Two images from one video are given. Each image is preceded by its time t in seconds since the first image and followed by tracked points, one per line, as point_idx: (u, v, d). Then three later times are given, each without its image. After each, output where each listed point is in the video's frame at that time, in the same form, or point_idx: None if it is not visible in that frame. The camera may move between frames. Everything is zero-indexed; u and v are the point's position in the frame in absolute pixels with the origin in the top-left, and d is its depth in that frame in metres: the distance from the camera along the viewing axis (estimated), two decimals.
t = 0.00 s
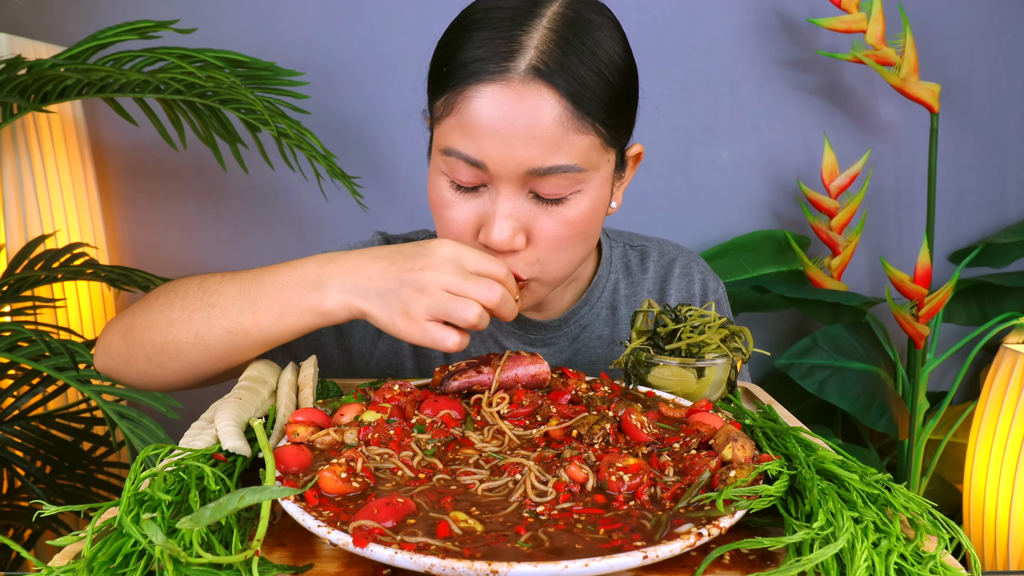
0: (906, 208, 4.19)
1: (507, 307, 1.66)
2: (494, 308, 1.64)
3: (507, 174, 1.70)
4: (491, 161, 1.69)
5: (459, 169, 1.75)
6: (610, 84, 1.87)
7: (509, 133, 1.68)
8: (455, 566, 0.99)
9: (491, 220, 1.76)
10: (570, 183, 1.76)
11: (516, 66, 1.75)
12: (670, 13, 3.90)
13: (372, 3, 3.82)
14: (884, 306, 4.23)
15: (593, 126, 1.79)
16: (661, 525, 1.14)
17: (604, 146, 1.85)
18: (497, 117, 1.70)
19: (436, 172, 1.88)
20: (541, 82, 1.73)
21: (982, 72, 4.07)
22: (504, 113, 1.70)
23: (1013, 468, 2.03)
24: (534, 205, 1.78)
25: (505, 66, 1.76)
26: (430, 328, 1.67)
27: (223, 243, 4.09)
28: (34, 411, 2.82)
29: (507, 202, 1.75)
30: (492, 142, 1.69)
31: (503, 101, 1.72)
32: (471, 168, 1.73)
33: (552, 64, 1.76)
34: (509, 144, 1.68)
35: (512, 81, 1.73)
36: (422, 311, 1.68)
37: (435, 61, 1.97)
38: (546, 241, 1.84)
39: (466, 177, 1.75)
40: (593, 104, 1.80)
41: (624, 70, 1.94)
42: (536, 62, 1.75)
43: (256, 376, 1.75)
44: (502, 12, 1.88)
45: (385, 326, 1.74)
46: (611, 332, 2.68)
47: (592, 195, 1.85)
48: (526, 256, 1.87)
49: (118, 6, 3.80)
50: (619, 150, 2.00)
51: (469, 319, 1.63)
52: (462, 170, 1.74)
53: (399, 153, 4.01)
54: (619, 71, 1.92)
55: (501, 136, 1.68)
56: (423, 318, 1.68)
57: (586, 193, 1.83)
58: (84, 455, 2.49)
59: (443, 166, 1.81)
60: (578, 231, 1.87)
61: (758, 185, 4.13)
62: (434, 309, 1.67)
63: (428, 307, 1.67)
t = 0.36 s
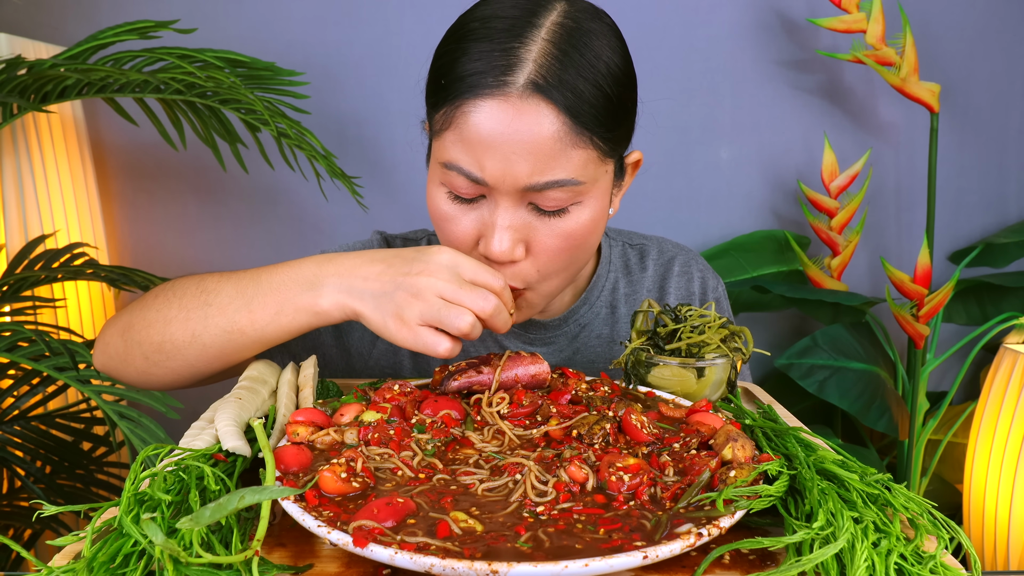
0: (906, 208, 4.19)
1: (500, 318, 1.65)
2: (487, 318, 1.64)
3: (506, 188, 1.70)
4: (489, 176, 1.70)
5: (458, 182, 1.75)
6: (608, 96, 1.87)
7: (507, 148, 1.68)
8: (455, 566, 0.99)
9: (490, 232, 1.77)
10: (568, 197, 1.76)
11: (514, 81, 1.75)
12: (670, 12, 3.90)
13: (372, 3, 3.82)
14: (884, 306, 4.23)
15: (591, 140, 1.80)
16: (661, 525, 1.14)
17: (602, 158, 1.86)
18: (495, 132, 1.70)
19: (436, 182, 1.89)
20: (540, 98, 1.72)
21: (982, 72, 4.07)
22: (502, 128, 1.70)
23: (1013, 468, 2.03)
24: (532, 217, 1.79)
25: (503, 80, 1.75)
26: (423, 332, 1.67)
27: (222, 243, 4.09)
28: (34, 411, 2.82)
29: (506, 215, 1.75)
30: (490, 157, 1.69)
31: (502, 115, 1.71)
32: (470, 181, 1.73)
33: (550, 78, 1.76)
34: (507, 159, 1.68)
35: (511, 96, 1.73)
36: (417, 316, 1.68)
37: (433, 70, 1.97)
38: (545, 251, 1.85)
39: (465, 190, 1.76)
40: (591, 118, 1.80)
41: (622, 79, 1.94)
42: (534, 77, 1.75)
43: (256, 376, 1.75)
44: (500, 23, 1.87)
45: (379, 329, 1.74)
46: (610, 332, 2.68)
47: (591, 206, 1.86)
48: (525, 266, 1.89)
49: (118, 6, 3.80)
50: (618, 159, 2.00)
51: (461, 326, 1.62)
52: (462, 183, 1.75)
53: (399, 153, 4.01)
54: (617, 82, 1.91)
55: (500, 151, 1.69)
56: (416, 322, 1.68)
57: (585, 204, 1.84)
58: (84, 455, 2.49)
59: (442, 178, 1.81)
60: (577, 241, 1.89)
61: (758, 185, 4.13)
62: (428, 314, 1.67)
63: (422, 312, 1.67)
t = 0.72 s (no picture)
0: (906, 208, 4.20)
1: (498, 318, 1.66)
2: (485, 318, 1.64)
3: (511, 188, 1.70)
4: (495, 175, 1.70)
5: (462, 181, 1.75)
6: (612, 96, 1.87)
7: (513, 148, 1.69)
8: (455, 566, 0.99)
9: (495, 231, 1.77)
10: (573, 196, 1.77)
11: (518, 82, 1.75)
12: (670, 12, 3.90)
13: (372, 3, 3.82)
14: (884, 306, 4.23)
15: (596, 139, 1.80)
16: (661, 525, 1.15)
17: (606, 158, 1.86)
18: (501, 132, 1.70)
19: (439, 182, 1.89)
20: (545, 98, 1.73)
21: (982, 72, 4.07)
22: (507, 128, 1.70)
23: (1012, 468, 2.03)
24: (536, 217, 1.79)
25: (507, 81, 1.75)
26: (420, 332, 1.67)
27: (222, 243, 4.09)
28: (34, 411, 2.82)
29: (511, 214, 1.75)
30: (495, 157, 1.70)
31: (507, 116, 1.71)
32: (475, 181, 1.73)
33: (555, 79, 1.76)
34: (513, 159, 1.68)
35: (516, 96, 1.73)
36: (415, 315, 1.68)
37: (436, 72, 1.97)
38: (549, 249, 1.86)
39: (469, 190, 1.76)
40: (596, 118, 1.80)
41: (625, 80, 1.93)
42: (539, 77, 1.75)
43: (256, 376, 1.75)
44: (504, 23, 1.86)
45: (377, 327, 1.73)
46: (611, 330, 2.68)
47: (595, 206, 1.87)
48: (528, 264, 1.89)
49: (118, 6, 3.80)
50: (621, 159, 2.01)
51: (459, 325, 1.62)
52: (466, 183, 1.75)
53: (399, 153, 4.01)
54: (620, 83, 1.92)
55: (505, 151, 1.69)
56: (414, 321, 1.68)
57: (588, 204, 1.85)
58: (84, 455, 2.49)
59: (446, 178, 1.81)
60: (581, 240, 1.89)
61: (758, 185, 4.13)
62: (426, 313, 1.67)
63: (420, 311, 1.67)
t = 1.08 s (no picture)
0: (906, 208, 4.20)
1: (454, 310, 1.61)
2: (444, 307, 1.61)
3: (522, 172, 1.69)
4: (506, 159, 1.69)
5: (473, 167, 1.74)
6: (620, 84, 1.88)
7: (524, 131, 1.68)
8: (455, 566, 0.99)
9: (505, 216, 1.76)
10: (583, 180, 1.76)
11: (529, 67, 1.75)
12: (670, 12, 3.90)
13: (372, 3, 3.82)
14: (884, 306, 4.23)
15: (605, 124, 1.81)
16: (661, 524, 1.14)
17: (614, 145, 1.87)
18: (512, 117, 1.70)
19: (448, 170, 1.88)
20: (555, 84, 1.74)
21: (982, 72, 4.07)
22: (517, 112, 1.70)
23: (1012, 468, 2.03)
24: (546, 202, 1.78)
25: (519, 68, 1.76)
26: (374, 307, 1.62)
27: (223, 243, 4.09)
28: (34, 411, 2.82)
29: (521, 199, 1.74)
30: (507, 141, 1.69)
31: (518, 101, 1.72)
32: (486, 166, 1.72)
33: (566, 65, 1.77)
34: (524, 142, 1.68)
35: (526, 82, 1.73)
36: (376, 291, 1.64)
37: (447, 65, 1.97)
38: (558, 235, 1.85)
39: (480, 176, 1.74)
40: (605, 103, 1.82)
41: (631, 69, 1.95)
42: (550, 63, 1.76)
43: (256, 376, 1.75)
44: (514, 14, 1.88)
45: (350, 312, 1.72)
46: (613, 325, 2.68)
47: (603, 192, 1.87)
48: (537, 250, 1.88)
49: (118, 6, 3.80)
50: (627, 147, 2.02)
51: (412, 300, 1.58)
52: (477, 168, 1.73)
53: (399, 153, 4.01)
54: (627, 72, 1.93)
55: (516, 135, 1.68)
56: (373, 296, 1.63)
57: (598, 190, 1.85)
58: (84, 455, 2.49)
59: (456, 164, 1.80)
60: (589, 226, 1.89)
61: (758, 185, 4.13)
62: (386, 290, 1.63)
63: (381, 287, 1.64)
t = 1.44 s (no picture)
0: (906, 208, 4.20)
1: (454, 296, 1.54)
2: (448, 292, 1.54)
3: (547, 130, 1.84)
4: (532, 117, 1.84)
5: (501, 128, 1.87)
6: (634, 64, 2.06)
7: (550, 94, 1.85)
8: (455, 566, 0.99)
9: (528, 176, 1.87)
10: (601, 143, 1.89)
11: (554, 36, 1.93)
12: (670, 12, 3.90)
13: (372, 3, 3.82)
14: (884, 306, 4.23)
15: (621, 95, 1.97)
16: (661, 524, 1.14)
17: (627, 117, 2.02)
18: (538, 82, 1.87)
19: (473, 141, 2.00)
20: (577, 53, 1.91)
21: (981, 72, 4.07)
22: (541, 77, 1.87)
23: (1012, 468, 2.03)
24: (565, 164, 1.89)
25: (544, 39, 1.93)
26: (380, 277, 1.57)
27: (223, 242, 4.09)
28: (34, 411, 2.82)
29: (544, 159, 1.86)
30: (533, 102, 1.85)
31: (543, 68, 1.89)
32: (513, 126, 1.86)
33: (587, 38, 1.95)
34: (549, 102, 1.84)
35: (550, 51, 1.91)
36: (388, 266, 1.61)
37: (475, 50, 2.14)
38: (577, 200, 1.93)
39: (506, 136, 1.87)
40: (621, 76, 1.98)
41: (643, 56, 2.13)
42: (573, 36, 1.94)
43: (256, 376, 1.75)
44: None
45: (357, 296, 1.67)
46: (618, 309, 2.67)
47: (619, 162, 1.99)
48: (554, 216, 1.96)
49: (118, 6, 3.80)
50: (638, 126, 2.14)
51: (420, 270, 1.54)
52: (504, 130, 1.87)
53: (399, 153, 4.01)
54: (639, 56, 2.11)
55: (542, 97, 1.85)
56: (384, 269, 1.61)
57: (614, 158, 1.96)
58: (84, 455, 2.49)
59: (483, 130, 1.93)
60: (606, 193, 1.98)
61: (758, 186, 4.13)
62: (397, 265, 1.60)
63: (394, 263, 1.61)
